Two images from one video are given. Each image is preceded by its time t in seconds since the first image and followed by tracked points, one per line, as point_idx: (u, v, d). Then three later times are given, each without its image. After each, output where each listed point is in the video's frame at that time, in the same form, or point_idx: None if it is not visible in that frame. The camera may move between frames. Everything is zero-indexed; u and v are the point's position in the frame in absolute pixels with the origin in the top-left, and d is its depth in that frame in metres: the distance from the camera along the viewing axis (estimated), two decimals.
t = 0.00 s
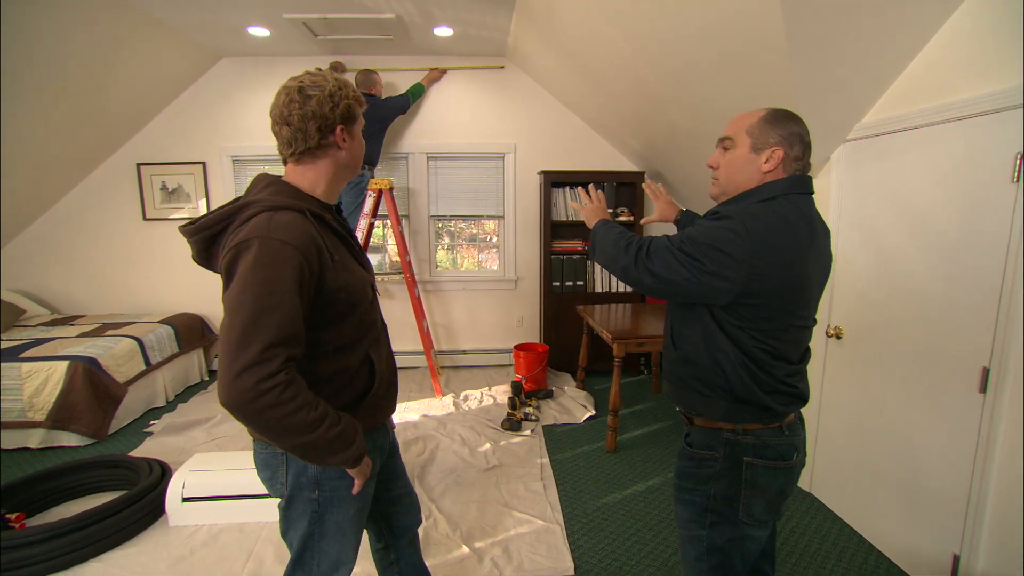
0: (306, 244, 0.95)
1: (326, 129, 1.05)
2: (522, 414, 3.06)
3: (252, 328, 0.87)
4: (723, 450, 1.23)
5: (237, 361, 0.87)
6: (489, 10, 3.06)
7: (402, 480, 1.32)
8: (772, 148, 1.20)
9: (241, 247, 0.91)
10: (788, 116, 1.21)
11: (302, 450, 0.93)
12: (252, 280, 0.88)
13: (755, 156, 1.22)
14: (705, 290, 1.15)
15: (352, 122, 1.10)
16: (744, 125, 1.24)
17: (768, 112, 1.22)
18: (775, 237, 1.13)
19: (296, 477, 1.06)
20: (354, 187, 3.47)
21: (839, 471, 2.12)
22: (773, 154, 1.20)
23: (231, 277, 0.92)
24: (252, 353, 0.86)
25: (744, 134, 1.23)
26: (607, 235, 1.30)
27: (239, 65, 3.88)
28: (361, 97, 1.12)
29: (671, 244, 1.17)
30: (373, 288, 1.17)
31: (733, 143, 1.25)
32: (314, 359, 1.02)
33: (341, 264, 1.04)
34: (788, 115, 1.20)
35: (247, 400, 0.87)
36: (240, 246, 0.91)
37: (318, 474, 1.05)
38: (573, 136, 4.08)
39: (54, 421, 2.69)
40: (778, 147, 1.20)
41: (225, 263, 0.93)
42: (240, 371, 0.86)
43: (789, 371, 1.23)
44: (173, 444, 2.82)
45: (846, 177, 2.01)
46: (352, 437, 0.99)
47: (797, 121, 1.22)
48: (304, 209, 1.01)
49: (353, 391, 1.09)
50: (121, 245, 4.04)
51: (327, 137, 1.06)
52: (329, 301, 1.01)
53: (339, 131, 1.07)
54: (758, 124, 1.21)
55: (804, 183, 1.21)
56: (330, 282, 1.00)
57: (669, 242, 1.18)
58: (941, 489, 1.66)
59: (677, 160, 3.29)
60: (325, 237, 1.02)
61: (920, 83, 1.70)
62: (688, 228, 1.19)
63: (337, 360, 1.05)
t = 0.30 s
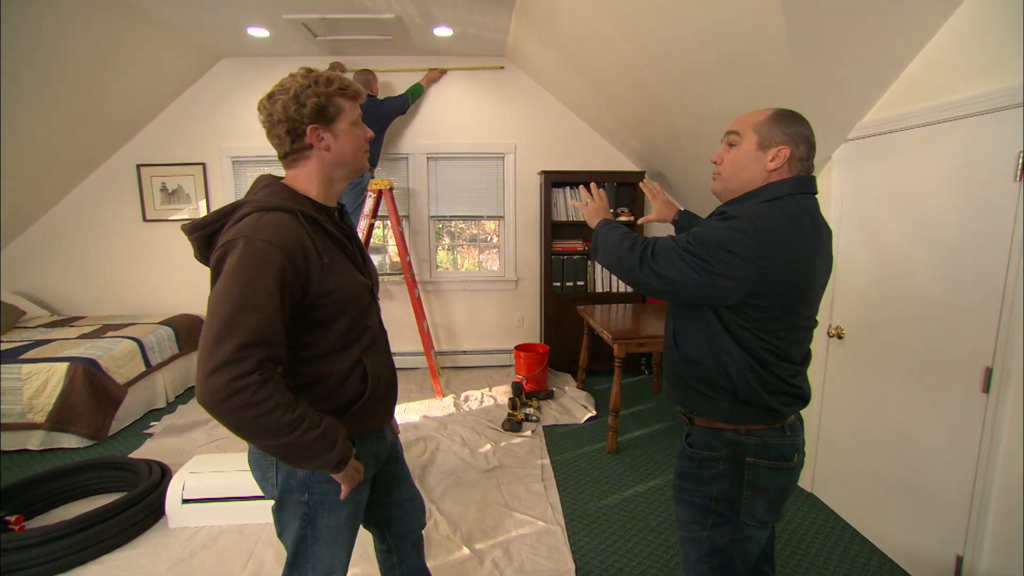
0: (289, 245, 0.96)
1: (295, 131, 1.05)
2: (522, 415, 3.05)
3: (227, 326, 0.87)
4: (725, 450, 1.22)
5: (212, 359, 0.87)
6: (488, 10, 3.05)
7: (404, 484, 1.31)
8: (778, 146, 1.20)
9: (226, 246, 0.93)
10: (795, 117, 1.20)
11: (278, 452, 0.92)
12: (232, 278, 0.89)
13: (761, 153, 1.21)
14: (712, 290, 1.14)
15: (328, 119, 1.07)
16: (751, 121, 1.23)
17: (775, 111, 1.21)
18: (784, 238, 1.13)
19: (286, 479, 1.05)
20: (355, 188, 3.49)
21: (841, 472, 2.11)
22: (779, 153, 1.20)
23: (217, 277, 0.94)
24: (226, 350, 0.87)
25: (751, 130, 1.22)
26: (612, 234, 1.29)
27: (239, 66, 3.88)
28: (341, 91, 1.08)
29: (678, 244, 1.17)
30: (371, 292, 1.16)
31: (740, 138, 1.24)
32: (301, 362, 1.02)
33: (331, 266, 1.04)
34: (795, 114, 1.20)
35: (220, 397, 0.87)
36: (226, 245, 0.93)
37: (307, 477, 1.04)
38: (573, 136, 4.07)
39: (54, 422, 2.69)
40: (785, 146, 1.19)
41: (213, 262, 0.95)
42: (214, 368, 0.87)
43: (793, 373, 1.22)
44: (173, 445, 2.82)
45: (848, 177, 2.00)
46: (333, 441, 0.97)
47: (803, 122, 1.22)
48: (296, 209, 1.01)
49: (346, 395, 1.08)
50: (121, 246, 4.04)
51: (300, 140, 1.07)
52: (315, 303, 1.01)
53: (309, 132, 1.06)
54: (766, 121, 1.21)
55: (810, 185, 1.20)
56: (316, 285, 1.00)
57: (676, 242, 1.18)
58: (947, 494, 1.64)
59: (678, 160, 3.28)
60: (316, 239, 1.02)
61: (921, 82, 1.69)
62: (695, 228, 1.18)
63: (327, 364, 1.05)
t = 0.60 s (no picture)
0: (273, 244, 0.95)
1: (281, 131, 1.06)
2: (521, 415, 3.05)
3: (207, 326, 0.88)
4: (724, 449, 1.21)
5: (192, 358, 0.88)
6: (487, 10, 3.04)
7: (404, 487, 1.30)
8: (776, 145, 1.19)
9: (210, 247, 0.94)
10: (792, 114, 1.20)
11: (260, 453, 0.91)
12: (213, 278, 0.89)
13: (759, 151, 1.21)
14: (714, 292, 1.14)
15: (314, 122, 1.06)
16: (749, 119, 1.22)
17: (773, 109, 1.21)
18: (787, 238, 1.13)
19: (277, 481, 1.05)
20: (352, 188, 3.51)
21: (840, 471, 2.11)
22: (777, 151, 1.19)
23: (203, 276, 0.95)
24: (205, 349, 0.87)
25: (749, 127, 1.21)
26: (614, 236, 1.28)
27: (235, 66, 3.87)
28: (333, 94, 1.07)
29: (681, 246, 1.17)
30: (365, 294, 1.15)
31: (738, 136, 1.23)
32: (289, 363, 1.02)
33: (319, 266, 1.03)
34: (793, 113, 1.20)
35: (199, 396, 0.87)
36: (210, 245, 0.94)
37: (298, 480, 1.04)
38: (571, 136, 4.06)
39: (51, 425, 2.64)
40: (783, 144, 1.19)
41: (200, 262, 0.97)
42: (194, 368, 0.87)
43: (792, 373, 1.21)
44: (171, 447, 2.81)
45: (845, 176, 2.00)
46: (318, 444, 0.96)
47: (800, 121, 1.22)
48: (283, 209, 1.01)
49: (337, 398, 1.07)
50: (118, 247, 4.03)
51: (286, 139, 1.07)
52: (301, 303, 1.00)
53: (294, 134, 1.06)
54: (763, 119, 1.20)
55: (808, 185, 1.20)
56: (301, 285, 0.99)
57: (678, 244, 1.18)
58: (946, 492, 1.64)
59: (676, 159, 3.28)
60: (303, 239, 1.02)
61: (918, 81, 1.70)
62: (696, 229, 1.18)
63: (317, 365, 1.04)
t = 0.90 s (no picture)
0: (263, 244, 0.95)
1: (271, 132, 1.06)
2: (520, 414, 3.05)
3: (196, 326, 0.87)
4: (720, 446, 1.21)
5: (180, 359, 0.87)
6: (483, 8, 3.04)
7: (401, 489, 1.29)
8: (764, 141, 1.19)
9: (200, 247, 0.93)
10: (776, 109, 1.19)
11: (250, 454, 0.90)
12: (202, 278, 0.89)
13: (748, 151, 1.20)
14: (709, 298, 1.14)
15: (304, 122, 1.05)
16: (733, 122, 1.22)
17: (754, 107, 1.21)
18: (781, 237, 1.12)
19: (272, 483, 1.05)
20: (349, 188, 3.40)
21: (838, 467, 2.11)
22: (766, 147, 1.19)
23: (193, 277, 0.94)
24: (194, 350, 0.87)
25: (733, 129, 1.22)
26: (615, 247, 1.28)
27: (230, 66, 3.85)
28: (323, 94, 1.06)
29: (672, 257, 1.16)
30: (360, 294, 1.14)
31: (725, 140, 1.24)
32: (282, 363, 1.01)
33: (310, 266, 1.02)
34: (774, 107, 1.19)
35: (188, 397, 0.87)
36: (200, 245, 0.93)
37: (293, 482, 1.03)
38: (568, 134, 4.06)
39: (47, 428, 2.65)
40: (770, 139, 1.18)
41: (190, 262, 0.96)
42: (183, 369, 0.87)
43: (789, 372, 1.21)
44: (168, 449, 2.80)
45: (843, 172, 2.00)
46: (310, 446, 0.95)
47: (785, 113, 1.21)
48: (274, 209, 1.00)
49: (331, 399, 1.06)
50: (113, 248, 4.01)
51: (277, 139, 1.07)
52: (292, 303, 0.99)
53: (285, 134, 1.06)
54: (747, 119, 1.20)
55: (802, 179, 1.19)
56: (293, 285, 0.98)
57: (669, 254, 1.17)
58: (945, 487, 1.64)
59: (673, 157, 3.28)
60: (294, 239, 1.01)
61: (913, 78, 1.70)
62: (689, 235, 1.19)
63: (310, 366, 1.04)
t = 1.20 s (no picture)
0: (257, 244, 0.94)
1: (262, 134, 1.05)
2: (518, 414, 3.04)
3: (188, 327, 0.86)
4: (716, 447, 1.21)
5: (173, 361, 0.86)
6: (480, 8, 3.03)
7: (399, 492, 1.29)
8: (765, 144, 1.19)
9: (194, 247, 0.92)
10: (777, 107, 1.19)
11: (244, 457, 0.90)
12: (195, 278, 0.88)
13: (749, 152, 1.20)
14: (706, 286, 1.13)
15: (293, 122, 1.05)
16: (734, 121, 1.22)
17: (757, 105, 1.20)
18: (778, 235, 1.12)
19: (267, 486, 1.04)
20: (345, 188, 3.37)
21: (835, 467, 2.11)
22: (767, 150, 1.19)
23: (186, 277, 0.93)
24: (187, 351, 0.86)
25: (734, 129, 1.21)
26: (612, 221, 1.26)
27: (227, 66, 3.84)
28: (309, 92, 1.05)
29: (669, 239, 1.15)
30: (356, 295, 1.13)
31: (725, 140, 1.23)
32: (277, 364, 1.01)
33: (305, 266, 1.01)
34: (777, 106, 1.19)
35: (181, 399, 0.86)
36: (194, 246, 0.92)
37: (288, 485, 1.03)
38: (565, 134, 4.06)
39: (41, 431, 2.67)
40: (772, 140, 1.18)
41: (184, 263, 0.95)
42: (176, 370, 0.86)
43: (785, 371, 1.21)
44: (165, 451, 2.78)
45: (840, 171, 2.00)
46: (305, 447, 0.94)
47: (788, 110, 1.20)
48: (268, 209, 1.00)
49: (327, 400, 1.06)
50: (108, 250, 3.99)
51: (267, 142, 1.07)
52: (287, 304, 0.99)
53: (274, 136, 1.05)
54: (748, 119, 1.19)
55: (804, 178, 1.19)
56: (287, 286, 0.98)
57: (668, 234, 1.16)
58: (942, 486, 1.64)
59: (671, 157, 3.28)
60: (289, 239, 1.01)
61: (910, 77, 1.70)
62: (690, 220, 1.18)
63: (306, 367, 1.03)
